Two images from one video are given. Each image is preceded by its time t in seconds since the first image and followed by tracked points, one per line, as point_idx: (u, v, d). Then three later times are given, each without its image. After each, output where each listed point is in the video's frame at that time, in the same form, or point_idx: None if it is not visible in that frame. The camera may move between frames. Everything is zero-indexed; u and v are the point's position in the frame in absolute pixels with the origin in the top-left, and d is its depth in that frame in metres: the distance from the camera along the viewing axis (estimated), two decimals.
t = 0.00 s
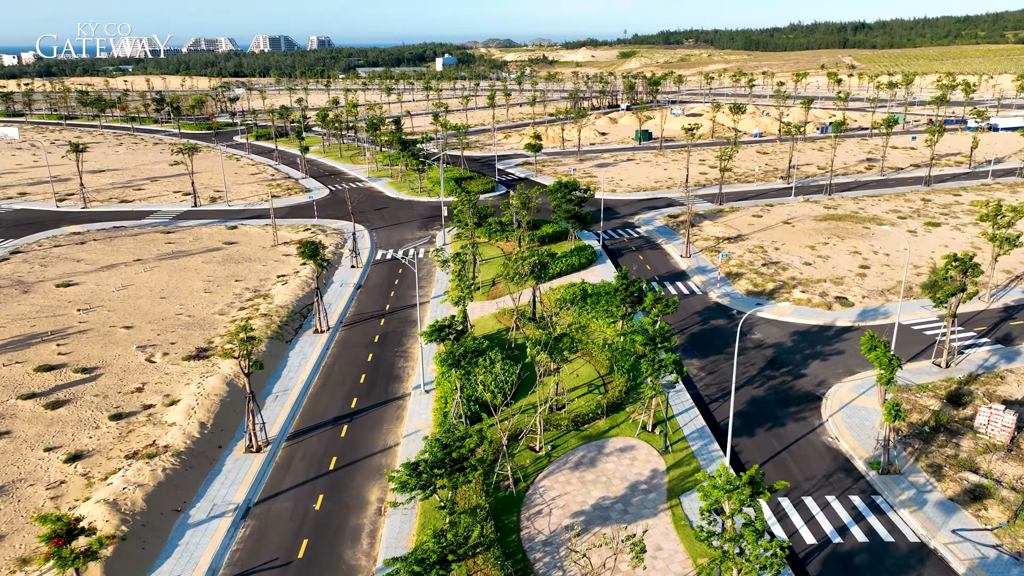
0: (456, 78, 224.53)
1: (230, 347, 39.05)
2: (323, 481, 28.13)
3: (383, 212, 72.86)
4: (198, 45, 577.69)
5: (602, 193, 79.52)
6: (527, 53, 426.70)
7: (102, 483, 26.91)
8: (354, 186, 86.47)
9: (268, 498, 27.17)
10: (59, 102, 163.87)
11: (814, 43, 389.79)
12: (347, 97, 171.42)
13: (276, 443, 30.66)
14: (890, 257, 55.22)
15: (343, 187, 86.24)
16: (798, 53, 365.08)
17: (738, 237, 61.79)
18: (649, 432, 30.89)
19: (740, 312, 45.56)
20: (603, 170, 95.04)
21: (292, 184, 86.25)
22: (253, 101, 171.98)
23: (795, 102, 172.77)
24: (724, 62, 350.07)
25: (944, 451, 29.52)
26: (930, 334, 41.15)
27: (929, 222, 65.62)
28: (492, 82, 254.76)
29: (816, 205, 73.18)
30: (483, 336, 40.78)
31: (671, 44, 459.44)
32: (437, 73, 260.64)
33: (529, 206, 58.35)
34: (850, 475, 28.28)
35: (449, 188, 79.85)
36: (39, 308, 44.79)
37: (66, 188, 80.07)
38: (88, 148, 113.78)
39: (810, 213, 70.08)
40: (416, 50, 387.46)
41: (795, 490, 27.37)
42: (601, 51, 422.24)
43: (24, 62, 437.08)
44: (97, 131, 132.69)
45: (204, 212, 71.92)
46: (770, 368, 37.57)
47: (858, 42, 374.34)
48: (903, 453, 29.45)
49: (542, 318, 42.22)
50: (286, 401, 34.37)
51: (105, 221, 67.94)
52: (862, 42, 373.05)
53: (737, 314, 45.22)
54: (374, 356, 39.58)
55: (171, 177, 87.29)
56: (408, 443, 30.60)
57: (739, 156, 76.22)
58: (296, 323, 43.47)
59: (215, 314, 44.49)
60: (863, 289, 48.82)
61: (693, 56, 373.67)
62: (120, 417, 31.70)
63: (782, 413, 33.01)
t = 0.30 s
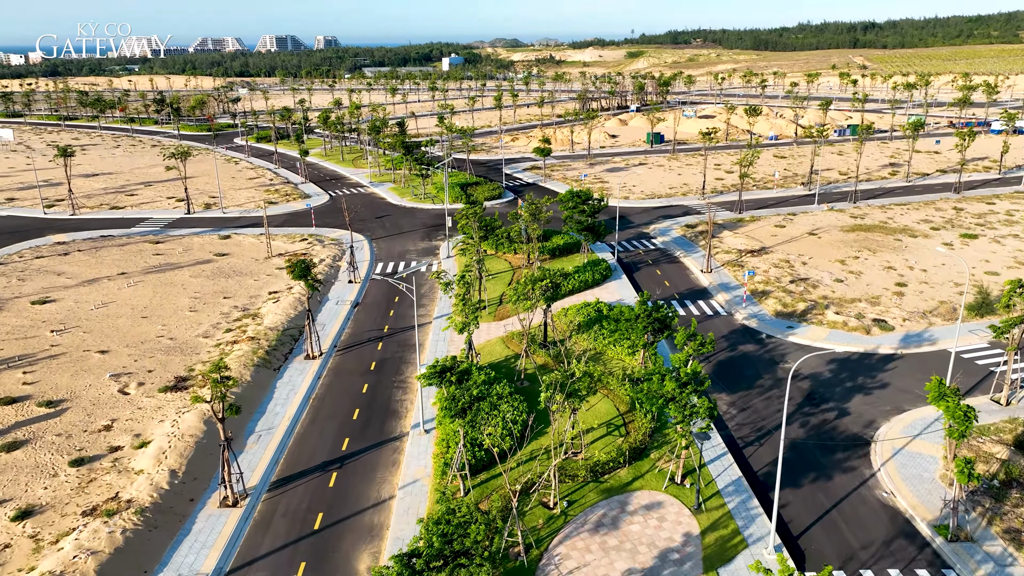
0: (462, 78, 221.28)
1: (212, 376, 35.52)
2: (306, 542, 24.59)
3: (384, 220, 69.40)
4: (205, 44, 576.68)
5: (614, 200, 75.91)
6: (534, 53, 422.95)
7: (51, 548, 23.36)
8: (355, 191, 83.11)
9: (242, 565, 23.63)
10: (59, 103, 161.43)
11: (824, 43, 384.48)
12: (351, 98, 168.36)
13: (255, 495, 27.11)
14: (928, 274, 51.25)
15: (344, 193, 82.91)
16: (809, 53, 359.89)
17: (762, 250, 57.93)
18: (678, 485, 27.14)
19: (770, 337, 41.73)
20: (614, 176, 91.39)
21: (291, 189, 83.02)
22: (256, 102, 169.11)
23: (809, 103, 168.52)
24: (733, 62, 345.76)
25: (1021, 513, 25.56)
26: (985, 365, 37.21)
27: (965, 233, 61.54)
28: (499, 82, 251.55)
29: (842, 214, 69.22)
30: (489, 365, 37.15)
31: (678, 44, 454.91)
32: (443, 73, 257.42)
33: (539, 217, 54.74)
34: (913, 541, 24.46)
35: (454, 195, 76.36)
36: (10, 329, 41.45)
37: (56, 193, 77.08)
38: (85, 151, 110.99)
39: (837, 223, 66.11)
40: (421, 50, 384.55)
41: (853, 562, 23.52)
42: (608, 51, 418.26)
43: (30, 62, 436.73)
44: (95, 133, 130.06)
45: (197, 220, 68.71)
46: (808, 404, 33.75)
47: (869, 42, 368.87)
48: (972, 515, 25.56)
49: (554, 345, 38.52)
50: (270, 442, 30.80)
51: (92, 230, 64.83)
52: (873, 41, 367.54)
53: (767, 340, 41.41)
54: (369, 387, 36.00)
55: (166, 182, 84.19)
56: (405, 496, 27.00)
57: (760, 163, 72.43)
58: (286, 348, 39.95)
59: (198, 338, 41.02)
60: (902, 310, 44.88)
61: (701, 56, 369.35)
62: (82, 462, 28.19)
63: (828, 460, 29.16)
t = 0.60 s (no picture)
0: (467, 79, 217.73)
1: (188, 414, 31.94)
2: None
3: (384, 230, 65.86)
4: (211, 44, 575.42)
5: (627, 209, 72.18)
6: (541, 53, 418.91)
7: None
8: (356, 198, 79.65)
9: None
10: (58, 104, 158.58)
11: (834, 43, 379.08)
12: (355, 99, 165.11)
13: (227, 566, 23.54)
14: (973, 293, 47.19)
15: (345, 200, 79.45)
16: (819, 53, 354.41)
17: (789, 265, 53.98)
18: (715, 558, 23.34)
19: (806, 368, 37.81)
20: (626, 182, 87.54)
21: (289, 196, 79.67)
22: (258, 103, 165.99)
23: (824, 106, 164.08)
24: (742, 62, 340.99)
25: None
26: None
27: (1005, 247, 57.41)
28: (505, 83, 248.16)
29: (870, 225, 65.21)
30: (497, 401, 33.40)
31: (686, 44, 450.15)
32: (448, 74, 254.06)
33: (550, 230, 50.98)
34: None
35: (459, 203, 72.77)
36: None
37: (45, 200, 73.90)
38: (80, 155, 107.99)
39: (866, 235, 62.11)
40: (427, 49, 381.22)
41: None
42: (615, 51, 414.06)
43: (36, 61, 435.40)
44: (92, 135, 127.04)
45: (189, 230, 65.36)
46: (857, 452, 29.87)
47: (879, 41, 363.19)
48: None
49: (568, 379, 34.74)
50: (249, 496, 27.23)
51: (78, 240, 61.56)
52: (884, 41, 361.92)
53: (802, 371, 37.50)
54: (363, 426, 32.33)
55: (160, 187, 80.94)
56: (400, 567, 23.35)
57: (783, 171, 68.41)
58: (274, 378, 36.37)
59: (179, 366, 37.43)
60: (950, 336, 40.91)
61: (710, 56, 364.59)
62: (31, 522, 24.63)
63: (887, 524, 25.30)
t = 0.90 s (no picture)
0: (473, 80, 214.24)
1: (158, 461, 28.39)
2: None
3: (385, 241, 62.31)
4: (217, 44, 574.44)
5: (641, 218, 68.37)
6: (547, 53, 414.92)
7: None
8: (356, 206, 76.19)
9: None
10: (57, 105, 155.98)
11: (844, 43, 373.68)
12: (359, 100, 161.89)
13: None
14: None
15: (344, 207, 75.97)
16: (830, 53, 349.10)
17: (819, 283, 50.00)
18: None
19: (849, 406, 33.84)
20: (639, 189, 83.76)
21: (287, 203, 76.31)
22: (260, 104, 163.00)
23: (839, 108, 159.64)
24: (752, 62, 336.28)
25: None
26: None
27: None
28: (511, 83, 244.66)
29: (902, 238, 61.05)
30: (505, 446, 29.70)
31: (694, 44, 445.43)
32: (454, 74, 250.67)
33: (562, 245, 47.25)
34: None
35: (464, 212, 69.18)
36: None
37: (32, 207, 70.80)
38: (76, 158, 105.12)
39: (899, 249, 58.02)
40: (433, 49, 378.11)
41: None
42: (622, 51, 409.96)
43: (42, 61, 434.29)
44: (90, 138, 124.32)
45: (180, 240, 62.02)
46: (919, 514, 25.92)
47: (890, 41, 357.48)
48: None
49: (586, 420, 30.99)
50: (219, 565, 23.67)
51: (61, 251, 58.30)
52: (895, 41, 356.26)
53: (845, 410, 33.54)
54: (355, 475, 28.68)
55: (153, 193, 77.70)
56: None
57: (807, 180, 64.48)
58: (257, 416, 32.84)
59: (153, 400, 33.88)
60: (1006, 368, 36.83)
61: (719, 56, 360.04)
62: None
63: None
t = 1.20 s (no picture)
0: (479, 80, 210.78)
1: (115, 523, 24.75)
2: None
3: (383, 254, 58.70)
4: (223, 44, 573.00)
5: (656, 229, 64.67)
6: (554, 53, 410.83)
7: None
8: (355, 214, 72.61)
9: None
10: (56, 106, 153.30)
11: (854, 43, 368.59)
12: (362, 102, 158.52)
13: None
14: None
15: (343, 215, 72.41)
16: (840, 54, 343.80)
17: (853, 303, 46.08)
18: None
19: (902, 453, 29.92)
20: (652, 196, 79.87)
21: (283, 211, 72.83)
22: (262, 105, 159.89)
23: (854, 111, 155.27)
24: (760, 62, 331.68)
25: None
26: None
27: None
28: (516, 84, 241.12)
29: (937, 252, 57.05)
30: (514, 504, 26.06)
31: (701, 44, 440.72)
32: (459, 74, 247.20)
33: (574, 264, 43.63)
34: None
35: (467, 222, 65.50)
36: None
37: (16, 214, 67.61)
38: (69, 161, 102.10)
39: (935, 264, 54.01)
40: (438, 50, 375.01)
41: None
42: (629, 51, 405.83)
43: (48, 61, 433.39)
44: (86, 140, 121.34)
45: (167, 252, 58.68)
46: None
47: (900, 41, 352.20)
48: None
49: (605, 473, 27.32)
50: None
51: (40, 263, 54.99)
52: (906, 41, 350.96)
53: (898, 457, 29.57)
54: (342, 538, 25.00)
55: (143, 200, 74.38)
56: None
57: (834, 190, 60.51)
58: (234, 463, 29.20)
59: (120, 442, 30.27)
60: None
61: (727, 56, 355.77)
62: None
63: None
